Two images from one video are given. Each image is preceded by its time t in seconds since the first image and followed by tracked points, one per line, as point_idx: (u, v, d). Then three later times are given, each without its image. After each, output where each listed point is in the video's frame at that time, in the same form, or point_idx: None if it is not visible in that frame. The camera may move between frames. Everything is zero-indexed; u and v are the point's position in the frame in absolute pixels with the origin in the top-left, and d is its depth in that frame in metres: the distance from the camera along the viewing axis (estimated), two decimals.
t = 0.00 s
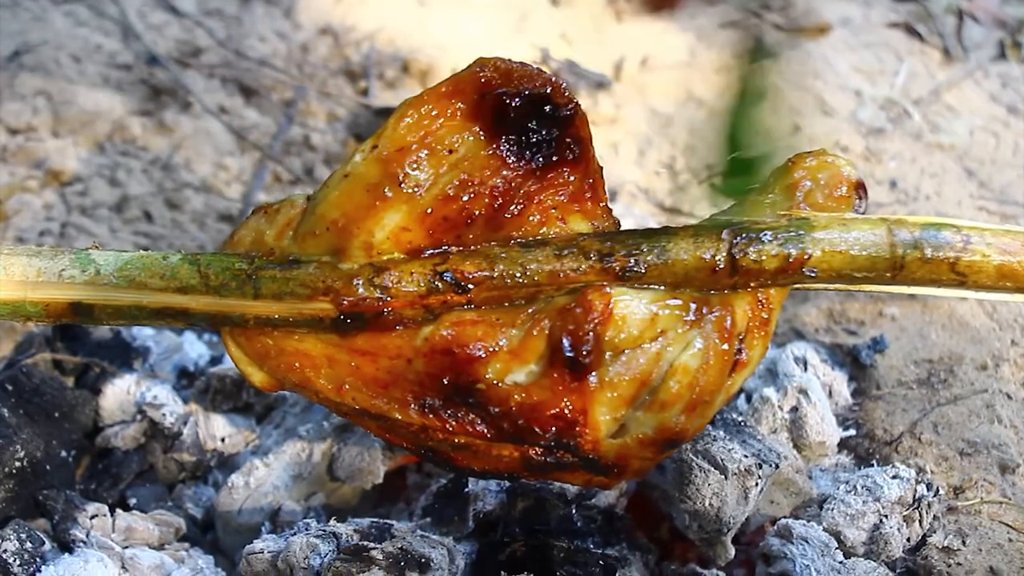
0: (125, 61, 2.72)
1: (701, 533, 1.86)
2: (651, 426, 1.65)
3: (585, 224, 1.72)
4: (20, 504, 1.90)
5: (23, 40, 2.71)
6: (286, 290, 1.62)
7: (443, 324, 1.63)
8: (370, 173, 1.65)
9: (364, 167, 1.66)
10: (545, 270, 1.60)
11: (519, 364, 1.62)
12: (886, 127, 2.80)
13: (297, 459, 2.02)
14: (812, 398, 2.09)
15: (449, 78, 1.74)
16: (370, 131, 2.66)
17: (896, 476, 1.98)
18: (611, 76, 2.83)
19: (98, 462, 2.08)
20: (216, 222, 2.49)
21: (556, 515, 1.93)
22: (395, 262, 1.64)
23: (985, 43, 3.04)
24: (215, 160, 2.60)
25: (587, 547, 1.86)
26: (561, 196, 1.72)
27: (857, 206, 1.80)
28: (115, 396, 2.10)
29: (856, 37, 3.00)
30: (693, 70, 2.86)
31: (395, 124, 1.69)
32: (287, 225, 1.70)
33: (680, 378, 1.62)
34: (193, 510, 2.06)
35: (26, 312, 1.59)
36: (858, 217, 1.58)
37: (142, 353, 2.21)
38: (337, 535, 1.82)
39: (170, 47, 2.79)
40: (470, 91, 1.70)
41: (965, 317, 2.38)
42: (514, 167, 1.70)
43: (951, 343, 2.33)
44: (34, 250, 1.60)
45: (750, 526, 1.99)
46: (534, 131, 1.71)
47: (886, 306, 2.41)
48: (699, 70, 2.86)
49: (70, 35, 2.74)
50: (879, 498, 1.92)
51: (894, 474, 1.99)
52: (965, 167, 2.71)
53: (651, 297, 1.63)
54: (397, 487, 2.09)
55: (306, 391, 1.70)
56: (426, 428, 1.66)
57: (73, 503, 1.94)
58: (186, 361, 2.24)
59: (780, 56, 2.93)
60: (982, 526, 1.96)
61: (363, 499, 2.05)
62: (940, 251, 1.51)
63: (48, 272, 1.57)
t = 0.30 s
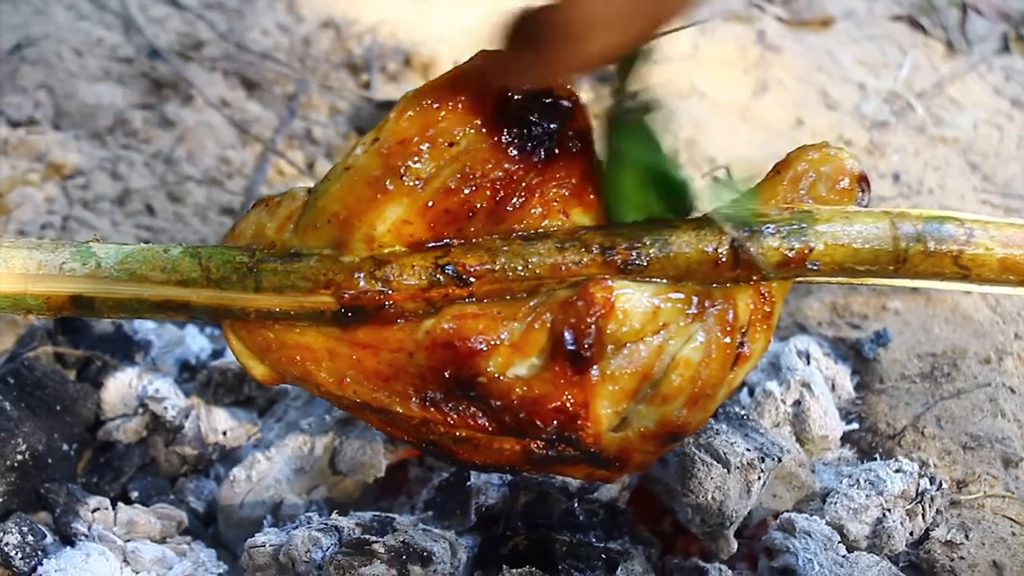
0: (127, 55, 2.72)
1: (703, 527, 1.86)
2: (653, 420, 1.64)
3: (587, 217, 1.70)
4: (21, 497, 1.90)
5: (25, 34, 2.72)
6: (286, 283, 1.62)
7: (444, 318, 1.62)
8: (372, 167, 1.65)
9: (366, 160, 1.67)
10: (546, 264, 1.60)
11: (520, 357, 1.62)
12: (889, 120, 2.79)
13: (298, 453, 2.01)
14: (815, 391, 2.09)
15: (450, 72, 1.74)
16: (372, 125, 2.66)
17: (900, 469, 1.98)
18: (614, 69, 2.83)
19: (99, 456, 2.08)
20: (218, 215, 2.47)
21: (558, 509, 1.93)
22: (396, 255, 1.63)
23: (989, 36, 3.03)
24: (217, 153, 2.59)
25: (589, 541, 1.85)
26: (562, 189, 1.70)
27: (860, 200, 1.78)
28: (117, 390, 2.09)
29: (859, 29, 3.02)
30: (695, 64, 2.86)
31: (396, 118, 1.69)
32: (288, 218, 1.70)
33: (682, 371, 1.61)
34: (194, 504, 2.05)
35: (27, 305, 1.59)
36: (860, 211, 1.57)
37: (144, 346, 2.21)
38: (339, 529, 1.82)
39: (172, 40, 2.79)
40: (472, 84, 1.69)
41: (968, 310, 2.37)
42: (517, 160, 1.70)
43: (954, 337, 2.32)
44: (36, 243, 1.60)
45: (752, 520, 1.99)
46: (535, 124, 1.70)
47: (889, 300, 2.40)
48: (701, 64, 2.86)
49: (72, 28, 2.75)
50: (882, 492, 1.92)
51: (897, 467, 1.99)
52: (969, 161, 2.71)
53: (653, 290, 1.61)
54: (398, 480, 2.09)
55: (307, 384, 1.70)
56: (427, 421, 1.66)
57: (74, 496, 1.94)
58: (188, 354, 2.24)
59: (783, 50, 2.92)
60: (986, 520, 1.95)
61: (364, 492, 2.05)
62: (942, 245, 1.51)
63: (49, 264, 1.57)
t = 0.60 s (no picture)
0: (130, 49, 2.72)
1: (706, 522, 1.85)
2: (657, 415, 1.64)
3: (590, 212, 1.70)
4: (24, 492, 1.89)
5: (27, 28, 2.71)
6: (289, 278, 1.61)
7: (446, 312, 1.62)
8: (375, 162, 1.64)
9: (370, 154, 1.66)
10: (550, 258, 1.59)
11: (524, 352, 1.62)
12: (893, 115, 2.78)
13: (301, 447, 2.01)
14: (818, 386, 2.08)
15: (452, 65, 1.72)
16: (375, 119, 2.66)
17: (904, 464, 1.97)
18: (617, 64, 2.82)
19: (102, 451, 2.08)
20: (220, 210, 2.47)
21: (562, 504, 1.92)
22: (399, 250, 1.63)
23: (993, 30, 3.02)
24: (220, 148, 2.59)
25: (593, 536, 1.85)
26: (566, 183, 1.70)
27: (865, 193, 1.77)
28: (120, 385, 2.09)
29: (862, 24, 3.01)
30: (698, 58, 2.86)
31: (399, 112, 1.67)
32: (291, 213, 1.70)
33: (685, 366, 1.61)
34: (197, 498, 2.06)
35: (29, 300, 1.59)
36: (864, 205, 1.56)
37: (146, 341, 2.21)
38: (341, 524, 1.82)
39: (175, 34, 2.79)
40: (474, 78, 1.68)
41: (972, 305, 2.37)
42: (519, 155, 1.69)
43: (958, 331, 2.32)
44: (38, 237, 1.60)
45: (755, 515, 1.99)
46: (539, 118, 1.70)
47: (893, 295, 2.40)
48: (705, 58, 2.86)
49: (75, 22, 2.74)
50: (886, 487, 1.92)
51: (901, 462, 1.98)
52: (973, 155, 2.70)
53: (656, 285, 1.62)
54: (401, 475, 2.09)
55: (310, 379, 1.70)
56: (430, 416, 1.66)
57: (77, 491, 1.94)
58: (191, 349, 2.24)
59: (786, 44, 2.92)
60: (990, 515, 1.95)
61: (367, 487, 2.05)
62: (947, 239, 1.50)
63: (51, 259, 1.57)
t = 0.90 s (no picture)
0: (137, 45, 2.71)
1: (714, 519, 1.85)
2: (664, 412, 1.64)
3: (598, 208, 1.71)
4: (31, 489, 1.90)
5: (34, 25, 2.70)
6: (297, 274, 1.61)
7: (454, 309, 1.61)
8: (382, 157, 1.64)
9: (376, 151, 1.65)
10: (558, 254, 1.58)
11: (532, 349, 1.62)
12: (900, 111, 2.78)
13: (309, 444, 2.02)
14: (826, 382, 2.08)
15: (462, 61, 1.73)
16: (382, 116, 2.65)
17: (911, 461, 1.97)
18: (624, 60, 2.81)
19: (108, 447, 2.07)
20: (227, 206, 2.47)
21: (569, 501, 1.92)
22: (407, 246, 1.62)
23: (1001, 26, 3.01)
24: (226, 144, 2.59)
25: (600, 533, 1.84)
26: (573, 179, 1.70)
27: (872, 189, 1.77)
28: (127, 381, 2.09)
29: (870, 20, 3.01)
30: (706, 54, 2.85)
31: (406, 106, 1.67)
32: (298, 209, 1.68)
33: (693, 363, 1.60)
34: (204, 495, 2.05)
35: (36, 296, 1.58)
36: (873, 201, 1.56)
37: (153, 337, 2.20)
38: (348, 521, 1.82)
39: (182, 31, 2.78)
40: (481, 74, 1.69)
41: (980, 301, 2.36)
42: (526, 151, 1.69)
43: (966, 328, 2.32)
44: (45, 233, 1.60)
45: (763, 512, 1.97)
46: (547, 113, 1.70)
47: (901, 292, 2.40)
48: (712, 54, 2.85)
49: (82, 18, 2.74)
50: (893, 484, 1.91)
51: (909, 460, 1.98)
52: (981, 151, 2.69)
53: (664, 282, 1.61)
54: (409, 472, 2.08)
55: (318, 375, 1.70)
56: (437, 413, 1.65)
57: (84, 488, 1.94)
58: (197, 345, 2.23)
59: (793, 40, 2.91)
60: (998, 512, 1.95)
61: (375, 484, 2.04)
62: (955, 235, 1.49)
63: (58, 255, 1.57)
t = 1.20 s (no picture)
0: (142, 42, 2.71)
1: (720, 517, 1.84)
2: (671, 409, 1.63)
3: (605, 205, 1.70)
4: (37, 486, 1.90)
5: (40, 22, 2.70)
6: (303, 272, 1.61)
7: (460, 307, 1.61)
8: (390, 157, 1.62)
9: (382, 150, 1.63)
10: (565, 253, 1.60)
11: (538, 346, 1.60)
12: (907, 108, 2.78)
13: (315, 442, 2.02)
14: (833, 380, 2.08)
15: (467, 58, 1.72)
16: (388, 113, 2.65)
17: (918, 459, 1.95)
18: (630, 58, 2.81)
19: (115, 445, 2.08)
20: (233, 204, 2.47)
21: (576, 498, 1.91)
22: (413, 244, 1.62)
23: (1007, 23, 3.01)
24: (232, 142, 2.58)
25: (607, 530, 1.84)
26: (579, 176, 1.70)
27: (880, 186, 1.76)
28: (132, 378, 2.10)
29: (876, 17, 3.00)
30: (712, 51, 2.84)
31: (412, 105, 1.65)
32: (305, 205, 1.67)
33: (700, 360, 1.59)
34: (210, 492, 2.05)
35: (42, 293, 1.58)
36: (880, 199, 1.55)
37: (160, 335, 2.20)
38: (355, 518, 1.81)
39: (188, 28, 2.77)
40: (488, 71, 1.68)
41: (987, 298, 2.36)
42: (532, 148, 1.69)
43: (973, 326, 2.31)
44: (51, 230, 1.59)
45: (769, 510, 1.97)
46: (553, 110, 1.69)
47: (907, 289, 2.39)
48: (719, 51, 2.84)
49: (88, 16, 2.74)
50: (900, 482, 1.91)
51: (916, 457, 1.96)
52: (988, 149, 2.69)
53: (671, 279, 1.60)
54: (415, 469, 2.08)
55: (324, 373, 1.68)
56: (444, 410, 1.64)
57: (91, 485, 1.94)
58: (203, 343, 2.23)
59: (800, 37, 2.91)
60: (1005, 510, 1.94)
61: (381, 481, 2.04)
62: (962, 233, 1.49)
63: (65, 252, 1.56)
